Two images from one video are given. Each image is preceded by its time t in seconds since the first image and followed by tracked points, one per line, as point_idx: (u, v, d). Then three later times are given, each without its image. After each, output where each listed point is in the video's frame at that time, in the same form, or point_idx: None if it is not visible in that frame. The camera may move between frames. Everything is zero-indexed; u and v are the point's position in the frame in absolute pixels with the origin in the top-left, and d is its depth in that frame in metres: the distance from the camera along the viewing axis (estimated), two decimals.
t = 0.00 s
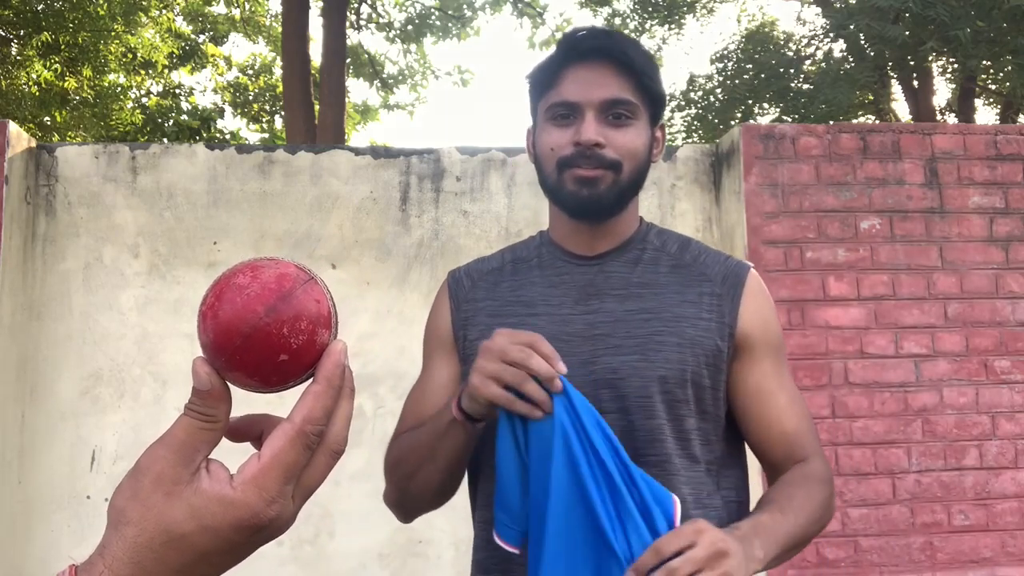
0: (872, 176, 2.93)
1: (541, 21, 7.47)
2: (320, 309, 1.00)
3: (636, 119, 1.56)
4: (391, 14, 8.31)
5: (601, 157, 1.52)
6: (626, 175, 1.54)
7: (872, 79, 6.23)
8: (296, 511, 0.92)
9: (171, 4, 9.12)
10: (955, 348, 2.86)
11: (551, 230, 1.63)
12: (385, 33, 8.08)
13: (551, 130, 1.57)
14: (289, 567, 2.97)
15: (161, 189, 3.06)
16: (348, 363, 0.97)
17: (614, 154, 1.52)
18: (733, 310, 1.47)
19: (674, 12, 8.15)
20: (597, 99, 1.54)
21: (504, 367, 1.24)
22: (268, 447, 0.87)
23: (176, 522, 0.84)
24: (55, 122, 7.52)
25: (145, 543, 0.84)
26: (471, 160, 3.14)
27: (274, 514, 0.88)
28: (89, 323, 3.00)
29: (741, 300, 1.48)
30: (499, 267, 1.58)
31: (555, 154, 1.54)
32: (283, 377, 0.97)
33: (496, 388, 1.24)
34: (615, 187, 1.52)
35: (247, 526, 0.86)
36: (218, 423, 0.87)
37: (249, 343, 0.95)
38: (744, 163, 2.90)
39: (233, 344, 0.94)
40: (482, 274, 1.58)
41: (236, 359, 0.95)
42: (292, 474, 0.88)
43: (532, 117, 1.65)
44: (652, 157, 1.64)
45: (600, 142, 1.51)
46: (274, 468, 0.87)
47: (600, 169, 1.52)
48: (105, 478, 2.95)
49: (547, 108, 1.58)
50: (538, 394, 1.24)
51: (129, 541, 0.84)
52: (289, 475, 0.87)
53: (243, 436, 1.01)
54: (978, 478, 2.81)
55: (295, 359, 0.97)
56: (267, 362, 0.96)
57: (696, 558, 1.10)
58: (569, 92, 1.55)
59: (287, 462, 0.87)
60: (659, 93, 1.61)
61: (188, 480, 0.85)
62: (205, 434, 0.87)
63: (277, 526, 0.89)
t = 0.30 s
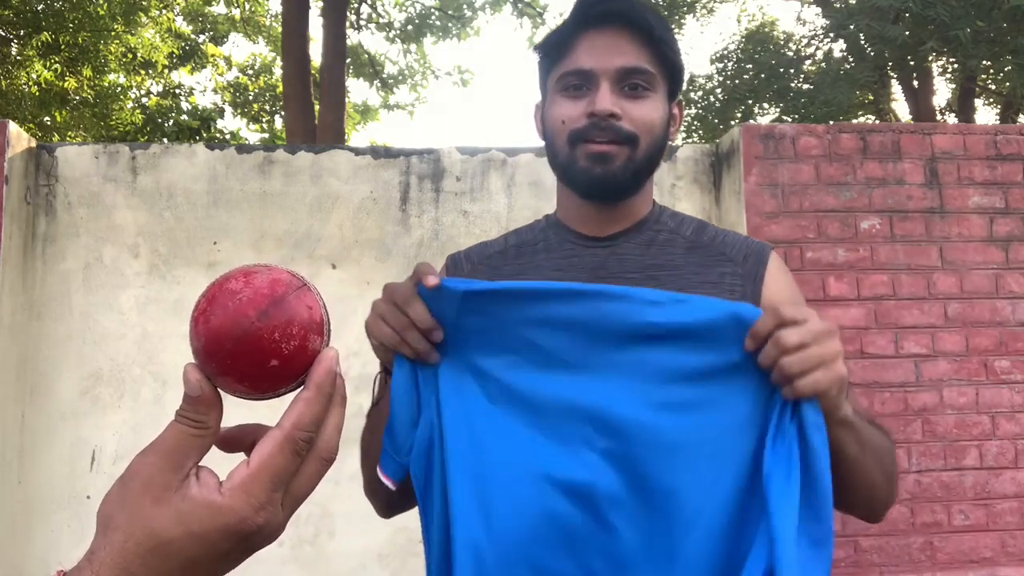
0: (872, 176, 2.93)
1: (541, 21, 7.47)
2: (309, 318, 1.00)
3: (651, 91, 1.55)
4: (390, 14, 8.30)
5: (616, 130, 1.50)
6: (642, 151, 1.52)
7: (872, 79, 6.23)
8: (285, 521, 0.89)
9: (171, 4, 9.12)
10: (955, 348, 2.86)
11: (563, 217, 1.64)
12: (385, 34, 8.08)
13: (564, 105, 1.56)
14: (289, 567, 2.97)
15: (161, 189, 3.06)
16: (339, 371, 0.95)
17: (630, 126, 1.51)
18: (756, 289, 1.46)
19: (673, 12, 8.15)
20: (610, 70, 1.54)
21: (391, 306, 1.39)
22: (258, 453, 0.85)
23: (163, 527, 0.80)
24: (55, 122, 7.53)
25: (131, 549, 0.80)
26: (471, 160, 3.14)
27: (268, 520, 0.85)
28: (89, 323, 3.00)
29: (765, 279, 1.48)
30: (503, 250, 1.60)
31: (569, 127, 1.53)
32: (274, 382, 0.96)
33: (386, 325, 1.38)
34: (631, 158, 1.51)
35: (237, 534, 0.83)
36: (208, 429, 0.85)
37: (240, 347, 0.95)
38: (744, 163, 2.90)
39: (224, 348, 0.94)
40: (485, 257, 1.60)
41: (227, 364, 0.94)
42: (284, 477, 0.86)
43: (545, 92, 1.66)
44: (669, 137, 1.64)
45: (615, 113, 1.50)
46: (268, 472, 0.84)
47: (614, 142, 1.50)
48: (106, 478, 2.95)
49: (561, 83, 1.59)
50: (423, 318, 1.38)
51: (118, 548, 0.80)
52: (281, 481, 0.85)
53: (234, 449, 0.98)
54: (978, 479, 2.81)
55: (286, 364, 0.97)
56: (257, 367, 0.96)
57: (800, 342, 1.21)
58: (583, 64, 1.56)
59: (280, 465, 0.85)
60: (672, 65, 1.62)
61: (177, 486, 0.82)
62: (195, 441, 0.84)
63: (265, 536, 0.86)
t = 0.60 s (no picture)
0: (872, 176, 2.93)
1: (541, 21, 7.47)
2: (309, 320, 1.00)
3: (658, 76, 1.53)
4: (390, 14, 8.29)
5: (620, 114, 1.47)
6: (646, 137, 1.50)
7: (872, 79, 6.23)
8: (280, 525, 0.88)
9: (171, 4, 9.13)
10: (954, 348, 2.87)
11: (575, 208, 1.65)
12: (385, 33, 8.07)
13: (566, 89, 1.54)
14: (289, 567, 2.97)
15: (161, 189, 3.06)
16: (336, 374, 0.94)
17: (633, 110, 1.47)
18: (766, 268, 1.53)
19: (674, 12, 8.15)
20: (614, 54, 1.53)
21: (358, 256, 1.35)
22: (253, 456, 0.84)
23: (162, 526, 0.80)
24: (55, 122, 7.54)
25: (127, 552, 0.79)
26: (471, 160, 3.14)
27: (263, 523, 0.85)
28: (89, 323, 3.00)
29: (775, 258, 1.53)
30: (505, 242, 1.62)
31: (570, 112, 1.50)
32: (271, 384, 0.97)
33: (352, 272, 1.33)
34: (633, 143, 1.49)
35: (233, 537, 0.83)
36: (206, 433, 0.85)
37: (237, 351, 0.95)
38: (744, 163, 2.90)
39: (221, 351, 0.94)
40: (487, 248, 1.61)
41: (224, 367, 0.94)
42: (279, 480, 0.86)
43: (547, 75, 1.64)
44: (676, 123, 1.61)
45: (619, 98, 1.47)
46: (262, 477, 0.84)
47: (618, 128, 1.47)
48: (105, 478, 2.94)
49: (563, 68, 1.57)
50: (392, 267, 1.31)
51: (114, 550, 0.79)
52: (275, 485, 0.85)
53: (229, 453, 0.98)
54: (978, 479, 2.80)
55: (285, 366, 0.97)
56: (255, 370, 0.95)
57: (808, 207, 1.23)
58: (585, 48, 1.55)
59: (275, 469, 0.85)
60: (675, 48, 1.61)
61: (173, 490, 0.81)
62: (190, 445, 0.84)
63: (260, 540, 0.85)
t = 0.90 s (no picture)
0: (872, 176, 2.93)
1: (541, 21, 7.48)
2: (293, 315, 0.99)
3: (662, 68, 1.53)
4: (391, 14, 8.29)
5: (625, 106, 1.47)
6: (652, 130, 1.50)
7: (872, 79, 6.23)
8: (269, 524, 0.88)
9: (171, 4, 9.13)
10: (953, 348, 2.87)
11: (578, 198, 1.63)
12: (385, 33, 8.07)
13: (569, 81, 1.53)
14: (288, 567, 2.97)
15: (161, 189, 3.06)
16: (325, 372, 0.93)
17: (638, 103, 1.48)
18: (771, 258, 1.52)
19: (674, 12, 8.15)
20: (618, 44, 1.52)
21: (347, 234, 1.34)
22: (240, 456, 0.84)
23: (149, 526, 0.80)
24: (55, 122, 7.55)
25: (115, 552, 0.79)
26: (472, 160, 3.14)
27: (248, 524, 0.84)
28: (89, 323, 3.00)
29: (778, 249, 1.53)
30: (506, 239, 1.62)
31: (574, 104, 1.51)
32: (256, 378, 0.96)
33: (341, 249, 1.32)
34: (638, 136, 1.49)
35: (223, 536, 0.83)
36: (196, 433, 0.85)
37: (223, 348, 0.94)
38: (744, 163, 2.90)
39: (207, 349, 0.94)
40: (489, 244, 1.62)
41: (211, 365, 0.94)
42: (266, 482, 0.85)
43: (549, 66, 1.64)
44: (681, 115, 1.62)
45: (624, 91, 1.47)
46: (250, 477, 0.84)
47: (623, 121, 1.48)
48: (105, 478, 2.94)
49: (565, 59, 1.57)
50: (381, 241, 1.31)
51: (100, 549, 0.79)
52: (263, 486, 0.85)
53: (221, 453, 0.98)
54: (979, 478, 2.80)
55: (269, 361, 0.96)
56: (241, 367, 0.95)
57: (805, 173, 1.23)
58: (589, 39, 1.53)
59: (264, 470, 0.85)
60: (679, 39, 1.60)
61: (160, 490, 0.81)
62: (178, 444, 0.83)
63: (248, 539, 0.85)
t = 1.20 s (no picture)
0: (872, 176, 2.93)
1: (541, 21, 7.47)
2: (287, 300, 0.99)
3: (670, 61, 1.52)
4: (390, 14, 8.28)
5: (629, 101, 1.47)
6: (656, 125, 1.50)
7: (872, 79, 6.23)
8: (265, 511, 0.88)
9: (171, 4, 9.13)
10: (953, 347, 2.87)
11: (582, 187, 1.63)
12: (385, 34, 8.07)
13: (574, 72, 1.53)
14: (288, 567, 2.97)
15: (161, 189, 3.06)
16: (318, 355, 0.93)
17: (642, 98, 1.48)
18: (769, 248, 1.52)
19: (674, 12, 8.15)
20: (625, 35, 1.51)
21: (333, 232, 1.34)
22: (234, 443, 0.84)
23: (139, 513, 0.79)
24: (55, 122, 7.55)
25: (110, 543, 0.78)
26: (472, 160, 3.14)
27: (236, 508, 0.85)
28: (89, 323, 3.00)
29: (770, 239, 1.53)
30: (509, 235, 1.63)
31: (578, 96, 1.51)
32: (245, 363, 0.96)
33: (328, 248, 1.31)
34: (642, 131, 1.49)
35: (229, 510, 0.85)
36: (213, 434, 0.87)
37: (213, 333, 0.95)
38: (744, 163, 2.90)
39: (198, 334, 0.94)
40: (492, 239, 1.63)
41: (202, 350, 0.95)
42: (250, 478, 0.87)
43: (554, 53, 1.63)
44: (688, 106, 1.61)
45: (629, 86, 1.47)
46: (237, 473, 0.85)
47: (627, 116, 1.48)
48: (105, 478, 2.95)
49: (571, 47, 1.56)
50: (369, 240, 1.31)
51: (95, 540, 0.78)
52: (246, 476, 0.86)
53: (218, 438, 0.98)
54: (979, 479, 2.80)
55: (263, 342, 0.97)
56: (232, 353, 0.95)
57: (794, 197, 1.21)
58: (596, 28, 1.52)
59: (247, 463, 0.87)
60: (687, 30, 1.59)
61: (153, 478, 0.81)
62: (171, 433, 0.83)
63: (245, 525, 0.85)
